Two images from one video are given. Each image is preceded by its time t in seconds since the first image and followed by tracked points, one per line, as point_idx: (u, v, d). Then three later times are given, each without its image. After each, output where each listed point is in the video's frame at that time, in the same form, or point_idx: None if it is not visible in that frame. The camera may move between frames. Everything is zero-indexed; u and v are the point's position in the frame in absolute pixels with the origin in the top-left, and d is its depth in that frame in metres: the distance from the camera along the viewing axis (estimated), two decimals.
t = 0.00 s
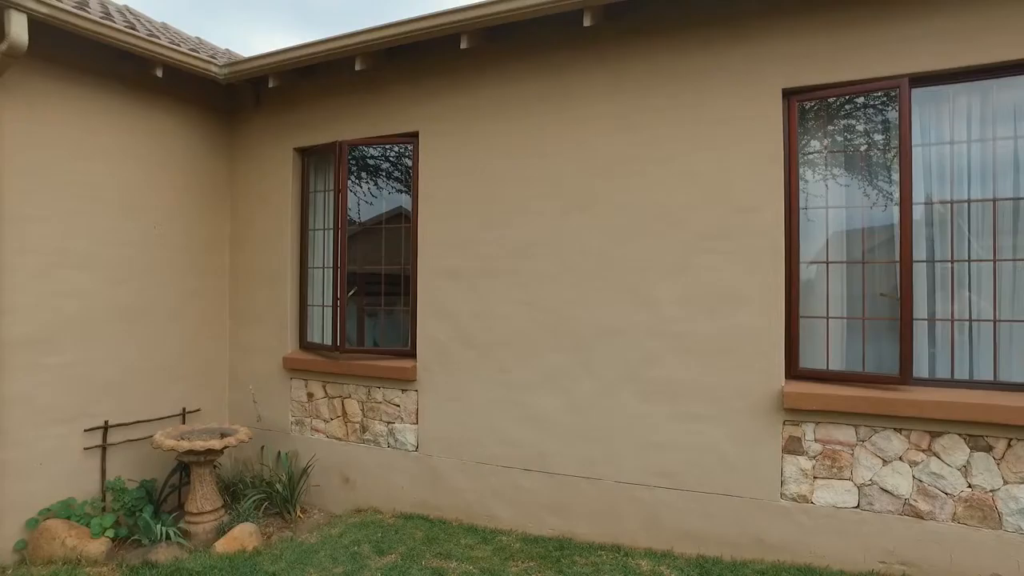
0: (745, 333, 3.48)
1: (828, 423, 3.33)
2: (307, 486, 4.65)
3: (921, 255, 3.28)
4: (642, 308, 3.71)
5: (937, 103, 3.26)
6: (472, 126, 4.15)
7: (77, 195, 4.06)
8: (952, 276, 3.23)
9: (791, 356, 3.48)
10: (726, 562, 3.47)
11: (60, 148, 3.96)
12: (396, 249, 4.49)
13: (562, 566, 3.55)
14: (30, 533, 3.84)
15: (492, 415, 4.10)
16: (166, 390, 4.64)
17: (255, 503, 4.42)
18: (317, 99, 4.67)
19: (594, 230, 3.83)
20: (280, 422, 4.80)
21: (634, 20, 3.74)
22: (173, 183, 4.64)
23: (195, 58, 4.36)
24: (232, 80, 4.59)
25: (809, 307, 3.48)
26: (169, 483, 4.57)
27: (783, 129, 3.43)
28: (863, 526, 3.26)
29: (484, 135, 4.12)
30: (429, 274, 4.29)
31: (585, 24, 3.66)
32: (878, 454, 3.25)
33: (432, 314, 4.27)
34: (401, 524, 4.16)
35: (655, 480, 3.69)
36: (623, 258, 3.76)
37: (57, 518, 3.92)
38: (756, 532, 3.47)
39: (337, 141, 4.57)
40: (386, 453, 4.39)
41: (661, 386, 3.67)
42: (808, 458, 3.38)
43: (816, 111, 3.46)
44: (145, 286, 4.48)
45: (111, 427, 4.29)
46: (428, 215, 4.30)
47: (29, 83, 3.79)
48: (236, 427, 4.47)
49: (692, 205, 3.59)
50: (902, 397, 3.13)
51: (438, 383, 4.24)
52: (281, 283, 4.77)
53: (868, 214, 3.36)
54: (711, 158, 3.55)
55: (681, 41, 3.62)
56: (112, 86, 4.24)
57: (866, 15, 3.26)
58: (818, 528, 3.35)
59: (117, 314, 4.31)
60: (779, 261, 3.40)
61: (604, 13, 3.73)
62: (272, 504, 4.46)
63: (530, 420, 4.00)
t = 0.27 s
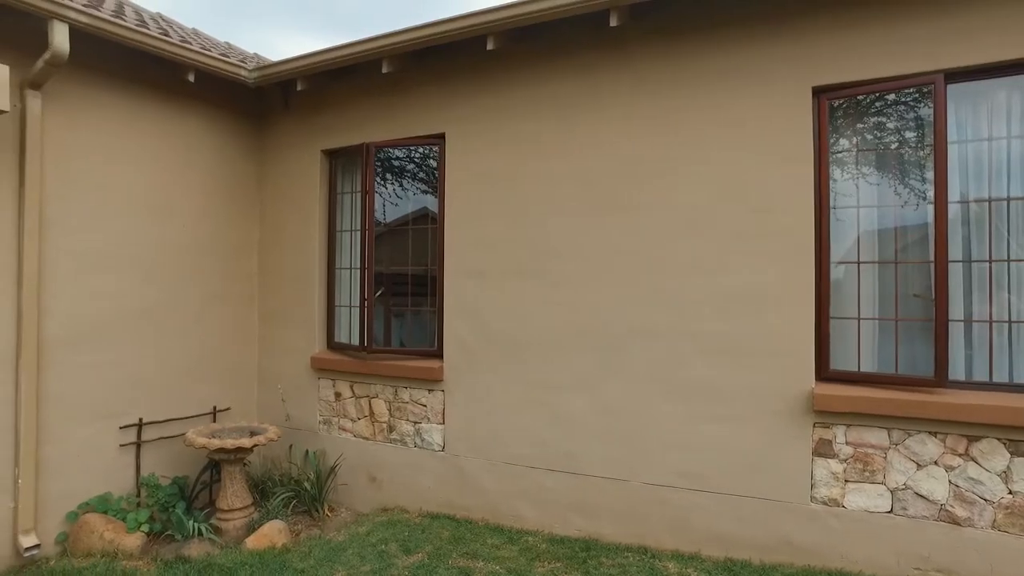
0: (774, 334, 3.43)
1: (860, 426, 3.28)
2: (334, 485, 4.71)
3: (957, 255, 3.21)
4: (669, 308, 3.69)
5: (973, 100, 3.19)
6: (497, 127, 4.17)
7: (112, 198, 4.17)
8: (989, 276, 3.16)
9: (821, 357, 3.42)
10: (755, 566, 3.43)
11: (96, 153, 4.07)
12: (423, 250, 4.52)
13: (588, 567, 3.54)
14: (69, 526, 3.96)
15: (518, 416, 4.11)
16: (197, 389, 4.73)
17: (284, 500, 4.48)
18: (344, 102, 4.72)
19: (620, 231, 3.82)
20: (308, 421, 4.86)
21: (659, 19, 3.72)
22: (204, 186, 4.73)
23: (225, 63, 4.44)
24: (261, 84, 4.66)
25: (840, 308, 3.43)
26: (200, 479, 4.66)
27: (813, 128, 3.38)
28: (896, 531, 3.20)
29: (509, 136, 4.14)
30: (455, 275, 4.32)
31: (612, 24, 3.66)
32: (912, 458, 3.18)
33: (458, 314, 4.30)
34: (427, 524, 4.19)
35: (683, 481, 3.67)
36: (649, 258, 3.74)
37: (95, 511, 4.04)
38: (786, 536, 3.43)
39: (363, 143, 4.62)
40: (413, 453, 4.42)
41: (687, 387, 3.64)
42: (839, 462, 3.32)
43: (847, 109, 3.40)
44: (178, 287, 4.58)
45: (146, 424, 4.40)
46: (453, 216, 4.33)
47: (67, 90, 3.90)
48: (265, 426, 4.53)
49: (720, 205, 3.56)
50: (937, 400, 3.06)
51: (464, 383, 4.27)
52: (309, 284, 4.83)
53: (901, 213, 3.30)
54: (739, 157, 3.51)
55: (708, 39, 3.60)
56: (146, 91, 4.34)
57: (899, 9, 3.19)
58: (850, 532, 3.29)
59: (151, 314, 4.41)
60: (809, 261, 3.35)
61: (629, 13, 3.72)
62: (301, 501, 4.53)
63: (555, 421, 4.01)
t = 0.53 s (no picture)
0: (805, 335, 3.39)
1: (893, 429, 3.21)
2: (361, 484, 4.76)
3: (996, 254, 3.13)
4: (697, 309, 3.66)
5: (1012, 95, 3.11)
6: (523, 129, 4.19)
7: (147, 202, 4.27)
8: None
9: (852, 359, 3.37)
10: (785, 570, 3.39)
11: (132, 158, 4.17)
12: (450, 250, 4.55)
13: (615, 568, 3.53)
14: (107, 520, 4.08)
15: (544, 416, 4.12)
16: (228, 388, 4.82)
17: (312, 499, 4.54)
18: (370, 105, 4.77)
19: (647, 231, 3.80)
20: (336, 421, 4.92)
21: (686, 18, 3.70)
22: (234, 189, 4.81)
23: (256, 67, 4.51)
24: (289, 87, 4.73)
25: (872, 309, 3.36)
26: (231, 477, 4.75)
27: (844, 126, 3.32)
28: (932, 538, 3.12)
29: (535, 138, 4.15)
30: (481, 276, 4.34)
31: (639, 24, 3.65)
32: (949, 463, 3.10)
33: (484, 315, 4.33)
34: (453, 523, 4.21)
35: (710, 483, 3.64)
36: (677, 259, 3.71)
37: (130, 506, 4.15)
38: (817, 540, 3.38)
39: (390, 145, 4.66)
40: (439, 453, 4.45)
41: (716, 388, 3.61)
42: (872, 465, 3.26)
43: (879, 107, 3.35)
44: (209, 289, 4.66)
45: (178, 422, 4.49)
46: (479, 217, 4.35)
47: (104, 97, 4.01)
48: (294, 425, 4.59)
49: (750, 204, 3.52)
50: (975, 403, 2.98)
51: (492, 384, 4.29)
52: (337, 285, 4.88)
53: (936, 212, 3.23)
54: (769, 157, 3.47)
55: (736, 38, 3.57)
56: (179, 97, 4.43)
57: (935, 3, 3.11)
58: (883, 538, 3.23)
59: (184, 315, 4.51)
60: (840, 261, 3.30)
61: (656, 13, 3.70)
62: (329, 500, 4.58)
63: (581, 421, 4.01)
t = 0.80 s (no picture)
0: (833, 336, 3.33)
1: (925, 433, 3.15)
2: (385, 483, 4.80)
3: None
4: (722, 310, 3.63)
5: None
6: (546, 130, 4.20)
7: (176, 204, 4.34)
8: None
9: (881, 360, 3.30)
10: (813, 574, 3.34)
11: (162, 161, 4.24)
12: (474, 250, 4.56)
13: (639, 570, 3.51)
14: (138, 516, 4.18)
15: (568, 417, 4.12)
16: (255, 387, 4.88)
17: (337, 497, 4.58)
18: (394, 106, 4.80)
19: (671, 232, 3.77)
20: (360, 420, 4.96)
21: (711, 17, 3.67)
22: (260, 191, 4.87)
23: (282, 70, 4.56)
24: (314, 90, 4.77)
25: (902, 310, 3.30)
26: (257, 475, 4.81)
27: (873, 124, 3.26)
28: (966, 544, 3.05)
29: (558, 138, 4.15)
30: (504, 277, 4.35)
31: (663, 23, 3.63)
32: (984, 468, 3.03)
33: (508, 315, 4.33)
34: (477, 523, 4.23)
35: (736, 485, 3.60)
36: (701, 259, 3.68)
37: (161, 503, 4.24)
38: (846, 545, 3.32)
39: (414, 146, 4.69)
40: (464, 453, 4.47)
41: (741, 390, 3.58)
42: (902, 469, 3.20)
43: (908, 104, 3.29)
44: (236, 289, 4.73)
45: (206, 420, 4.57)
46: (502, 218, 4.37)
47: (135, 102, 4.09)
48: (319, 424, 4.64)
49: (776, 204, 3.47)
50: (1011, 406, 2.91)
51: (516, 384, 4.29)
52: (362, 285, 4.93)
53: (970, 211, 3.16)
54: (796, 156, 3.42)
55: (762, 36, 3.53)
56: (207, 101, 4.50)
57: None
58: (914, 543, 3.16)
59: (212, 316, 4.58)
60: (870, 261, 3.24)
61: (680, 12, 3.68)
62: (353, 499, 4.63)
63: (605, 422, 4.00)
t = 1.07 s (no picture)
0: (865, 337, 3.27)
1: (961, 436, 3.07)
2: (411, 482, 4.83)
3: None
4: (750, 310, 3.59)
5: None
6: (571, 130, 4.20)
7: (207, 207, 4.42)
8: None
9: (914, 361, 3.23)
10: None
11: (193, 164, 4.33)
12: (499, 250, 4.57)
13: (666, 571, 3.48)
14: (170, 511, 4.26)
15: (594, 417, 4.12)
16: (283, 386, 4.95)
17: (363, 496, 4.63)
18: (419, 108, 4.84)
19: (698, 231, 3.74)
20: (386, 419, 5.00)
21: (738, 15, 3.64)
22: (288, 192, 4.93)
23: (309, 73, 4.62)
24: (341, 92, 4.83)
25: (936, 310, 3.23)
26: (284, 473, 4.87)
27: (907, 121, 3.19)
28: (1005, 551, 2.96)
29: (583, 138, 4.16)
30: (529, 277, 4.37)
31: (690, 22, 3.61)
32: None
33: (533, 315, 4.35)
34: (502, 522, 4.25)
35: (764, 487, 3.56)
36: (729, 259, 3.65)
37: (191, 499, 4.31)
38: (879, 550, 3.25)
39: (439, 147, 4.72)
40: (489, 453, 4.49)
41: (770, 391, 3.53)
42: (937, 473, 3.12)
43: (941, 100, 3.22)
44: (264, 289, 4.79)
45: (235, 418, 4.64)
46: (528, 218, 4.38)
47: (168, 106, 4.18)
48: (345, 423, 4.69)
49: (806, 203, 3.42)
50: None
51: (541, 384, 4.32)
52: (388, 285, 4.97)
53: (1008, 208, 3.08)
54: (826, 154, 3.37)
55: (791, 33, 3.48)
56: (237, 104, 4.57)
57: None
58: (950, 549, 3.08)
59: (242, 316, 4.65)
60: (903, 260, 3.18)
61: (707, 10, 3.65)
62: (379, 497, 4.67)
63: (631, 423, 3.98)
